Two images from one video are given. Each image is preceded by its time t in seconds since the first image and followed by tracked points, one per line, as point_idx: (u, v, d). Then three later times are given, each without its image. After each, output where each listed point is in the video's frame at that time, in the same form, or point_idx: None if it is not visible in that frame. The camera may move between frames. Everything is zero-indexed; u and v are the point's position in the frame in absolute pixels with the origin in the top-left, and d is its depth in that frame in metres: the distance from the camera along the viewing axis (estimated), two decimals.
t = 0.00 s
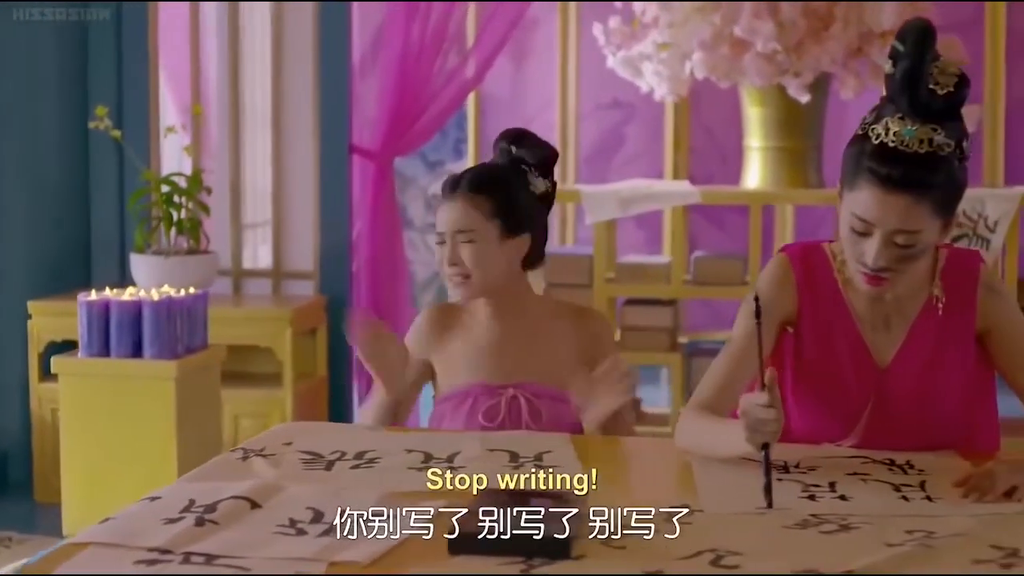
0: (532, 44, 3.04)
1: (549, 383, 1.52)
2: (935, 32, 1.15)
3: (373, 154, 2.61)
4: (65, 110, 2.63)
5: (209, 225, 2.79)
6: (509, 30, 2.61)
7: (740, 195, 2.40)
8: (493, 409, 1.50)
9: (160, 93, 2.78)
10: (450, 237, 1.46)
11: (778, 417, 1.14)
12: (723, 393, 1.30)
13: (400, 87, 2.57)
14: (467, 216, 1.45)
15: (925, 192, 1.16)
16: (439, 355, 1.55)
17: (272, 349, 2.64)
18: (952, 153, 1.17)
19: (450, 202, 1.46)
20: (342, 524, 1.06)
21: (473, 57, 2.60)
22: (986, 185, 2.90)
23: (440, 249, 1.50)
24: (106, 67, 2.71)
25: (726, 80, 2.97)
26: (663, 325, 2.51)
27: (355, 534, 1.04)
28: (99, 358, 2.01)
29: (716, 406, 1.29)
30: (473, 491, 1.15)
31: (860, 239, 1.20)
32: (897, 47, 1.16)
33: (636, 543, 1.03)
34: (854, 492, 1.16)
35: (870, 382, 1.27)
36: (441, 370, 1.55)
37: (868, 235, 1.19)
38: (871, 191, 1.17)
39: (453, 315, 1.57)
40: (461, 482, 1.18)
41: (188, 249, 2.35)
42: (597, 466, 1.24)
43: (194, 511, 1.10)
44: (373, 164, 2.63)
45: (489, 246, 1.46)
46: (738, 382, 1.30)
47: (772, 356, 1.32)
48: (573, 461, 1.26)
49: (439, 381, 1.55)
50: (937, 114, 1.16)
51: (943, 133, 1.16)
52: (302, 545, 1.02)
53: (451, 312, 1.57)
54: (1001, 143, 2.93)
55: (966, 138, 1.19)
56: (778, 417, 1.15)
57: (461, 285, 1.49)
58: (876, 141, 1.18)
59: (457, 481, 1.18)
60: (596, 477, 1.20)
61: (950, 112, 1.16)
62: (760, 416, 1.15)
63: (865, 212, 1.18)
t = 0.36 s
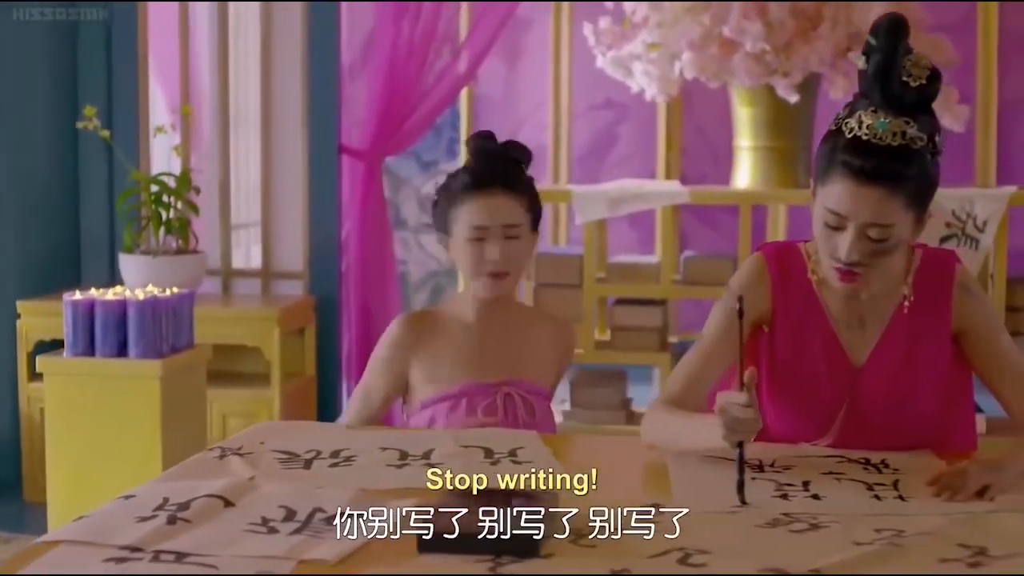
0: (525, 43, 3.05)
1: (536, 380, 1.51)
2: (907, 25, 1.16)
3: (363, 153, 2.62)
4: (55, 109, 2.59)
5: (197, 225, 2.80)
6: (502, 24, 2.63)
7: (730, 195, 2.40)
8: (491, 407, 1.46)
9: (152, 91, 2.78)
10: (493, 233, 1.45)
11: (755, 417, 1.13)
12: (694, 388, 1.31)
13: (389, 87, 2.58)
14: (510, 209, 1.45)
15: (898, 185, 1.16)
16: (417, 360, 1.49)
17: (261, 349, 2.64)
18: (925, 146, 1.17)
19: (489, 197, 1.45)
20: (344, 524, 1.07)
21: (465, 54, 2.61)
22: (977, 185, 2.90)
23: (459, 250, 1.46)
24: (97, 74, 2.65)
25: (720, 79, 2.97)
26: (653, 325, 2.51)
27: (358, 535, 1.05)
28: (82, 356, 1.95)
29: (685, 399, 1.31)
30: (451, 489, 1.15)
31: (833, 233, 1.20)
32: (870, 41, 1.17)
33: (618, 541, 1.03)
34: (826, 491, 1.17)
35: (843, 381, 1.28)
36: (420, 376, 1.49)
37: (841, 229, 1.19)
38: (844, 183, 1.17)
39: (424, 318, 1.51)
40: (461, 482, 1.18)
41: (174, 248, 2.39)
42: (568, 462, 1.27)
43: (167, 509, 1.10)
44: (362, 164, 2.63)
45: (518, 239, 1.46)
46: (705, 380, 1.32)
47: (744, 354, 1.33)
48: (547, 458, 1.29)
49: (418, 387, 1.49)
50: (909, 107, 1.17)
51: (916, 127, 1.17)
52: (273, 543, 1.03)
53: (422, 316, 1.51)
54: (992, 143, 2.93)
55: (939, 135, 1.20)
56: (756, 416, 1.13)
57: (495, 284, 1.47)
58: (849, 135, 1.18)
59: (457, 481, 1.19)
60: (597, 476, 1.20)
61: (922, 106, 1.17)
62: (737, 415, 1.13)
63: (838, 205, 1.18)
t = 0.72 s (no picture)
0: (518, 43, 3.05)
1: (502, 375, 1.57)
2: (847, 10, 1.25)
3: (351, 153, 2.64)
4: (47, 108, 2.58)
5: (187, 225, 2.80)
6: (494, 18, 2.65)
7: (721, 195, 2.40)
8: (449, 405, 1.52)
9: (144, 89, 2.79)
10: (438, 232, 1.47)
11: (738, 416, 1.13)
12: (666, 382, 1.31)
13: (378, 87, 2.59)
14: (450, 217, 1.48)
15: (852, 153, 1.20)
16: (385, 360, 1.57)
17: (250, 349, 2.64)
18: (877, 117, 1.22)
19: (437, 196, 1.48)
20: (344, 523, 1.07)
21: (458, 48, 2.63)
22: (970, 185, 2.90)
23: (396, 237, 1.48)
24: (87, 73, 2.64)
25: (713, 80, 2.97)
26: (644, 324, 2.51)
27: (356, 534, 1.05)
28: (68, 355, 1.95)
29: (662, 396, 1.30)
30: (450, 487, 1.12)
31: (797, 213, 1.23)
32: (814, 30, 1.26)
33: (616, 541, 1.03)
34: (800, 490, 1.17)
35: (821, 379, 1.29)
36: (387, 374, 1.56)
37: (804, 207, 1.22)
38: (801, 159, 1.21)
39: (396, 319, 1.59)
40: (460, 482, 1.16)
41: (163, 248, 2.41)
42: (546, 462, 1.27)
43: (141, 508, 1.10)
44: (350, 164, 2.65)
45: (451, 244, 1.48)
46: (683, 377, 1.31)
47: (716, 351, 1.34)
48: (524, 457, 1.29)
49: (386, 384, 1.56)
50: (856, 82, 1.24)
51: (865, 98, 1.23)
52: (245, 541, 1.03)
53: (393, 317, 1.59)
54: (986, 142, 2.93)
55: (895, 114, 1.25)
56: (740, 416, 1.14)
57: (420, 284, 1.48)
58: (804, 113, 1.24)
59: (458, 481, 1.17)
60: (597, 476, 1.20)
61: (873, 83, 1.24)
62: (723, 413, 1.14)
63: (799, 179, 1.22)
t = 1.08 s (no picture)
0: (512, 43, 3.06)
1: (493, 375, 1.57)
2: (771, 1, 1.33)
3: (341, 153, 2.63)
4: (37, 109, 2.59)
5: (176, 226, 2.81)
6: (487, 13, 2.65)
7: (712, 194, 2.40)
8: (444, 407, 1.52)
9: (135, 88, 2.79)
10: (445, 227, 1.51)
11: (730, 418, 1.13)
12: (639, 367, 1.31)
13: (368, 86, 2.59)
14: (460, 205, 1.52)
15: (800, 122, 1.25)
16: (373, 362, 1.56)
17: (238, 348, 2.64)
18: (819, 86, 1.28)
19: (440, 193, 1.52)
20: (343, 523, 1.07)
21: (451, 40, 2.63)
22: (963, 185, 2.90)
23: (414, 248, 1.53)
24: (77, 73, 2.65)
25: (704, 81, 2.98)
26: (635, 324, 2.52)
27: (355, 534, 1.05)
28: (54, 355, 1.96)
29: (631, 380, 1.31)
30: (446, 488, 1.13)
31: (764, 194, 1.28)
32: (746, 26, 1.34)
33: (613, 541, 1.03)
34: (774, 488, 1.17)
35: (798, 372, 1.31)
36: (376, 376, 1.56)
37: (767, 186, 1.27)
38: (759, 139, 1.27)
39: (381, 322, 1.58)
40: (461, 482, 1.18)
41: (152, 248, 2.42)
42: (527, 464, 1.27)
43: (115, 505, 1.11)
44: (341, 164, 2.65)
45: (479, 240, 1.53)
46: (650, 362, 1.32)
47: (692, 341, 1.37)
48: (505, 457, 1.29)
49: (374, 386, 1.56)
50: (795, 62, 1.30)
51: (804, 71, 1.29)
52: (216, 539, 1.03)
53: (378, 319, 1.58)
54: (979, 141, 2.94)
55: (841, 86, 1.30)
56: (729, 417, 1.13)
57: (450, 279, 1.53)
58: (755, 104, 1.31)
59: (457, 481, 1.18)
60: (597, 476, 1.21)
61: (813, 60, 1.30)
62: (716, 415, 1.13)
63: (759, 159, 1.27)
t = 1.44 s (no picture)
0: (507, 43, 3.06)
1: (480, 376, 1.57)
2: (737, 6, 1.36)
3: (332, 153, 2.64)
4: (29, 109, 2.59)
5: (169, 225, 2.82)
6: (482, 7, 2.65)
7: (705, 194, 2.40)
8: (429, 407, 1.52)
9: (128, 88, 2.79)
10: (445, 225, 1.52)
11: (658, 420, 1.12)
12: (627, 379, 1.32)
13: (359, 85, 2.59)
14: (458, 203, 1.53)
15: (765, 116, 1.28)
16: (361, 362, 1.57)
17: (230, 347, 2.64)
18: (785, 82, 1.30)
19: (436, 192, 1.53)
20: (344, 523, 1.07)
21: (445, 34, 2.63)
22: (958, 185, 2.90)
23: (411, 248, 1.53)
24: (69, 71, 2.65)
25: (698, 80, 2.99)
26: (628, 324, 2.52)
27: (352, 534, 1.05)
28: (43, 354, 1.96)
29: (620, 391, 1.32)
30: (444, 488, 1.13)
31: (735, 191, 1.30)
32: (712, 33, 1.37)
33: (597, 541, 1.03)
34: (754, 487, 1.17)
35: (781, 372, 1.33)
36: (365, 376, 1.56)
37: (738, 182, 1.30)
38: (727, 136, 1.29)
39: (368, 320, 1.58)
40: (461, 482, 1.19)
41: (144, 247, 2.44)
42: (510, 464, 1.27)
43: (95, 504, 1.11)
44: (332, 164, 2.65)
45: (473, 239, 1.54)
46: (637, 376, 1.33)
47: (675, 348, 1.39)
48: (487, 456, 1.29)
49: (362, 385, 1.56)
50: (762, 61, 1.33)
51: (770, 68, 1.31)
52: (195, 538, 1.04)
53: (365, 317, 1.59)
54: (974, 141, 2.94)
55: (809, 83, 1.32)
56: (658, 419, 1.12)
57: (446, 279, 1.52)
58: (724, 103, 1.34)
59: (457, 481, 1.19)
60: (597, 476, 1.21)
61: (778, 59, 1.32)
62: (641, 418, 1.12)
63: (729, 156, 1.30)
